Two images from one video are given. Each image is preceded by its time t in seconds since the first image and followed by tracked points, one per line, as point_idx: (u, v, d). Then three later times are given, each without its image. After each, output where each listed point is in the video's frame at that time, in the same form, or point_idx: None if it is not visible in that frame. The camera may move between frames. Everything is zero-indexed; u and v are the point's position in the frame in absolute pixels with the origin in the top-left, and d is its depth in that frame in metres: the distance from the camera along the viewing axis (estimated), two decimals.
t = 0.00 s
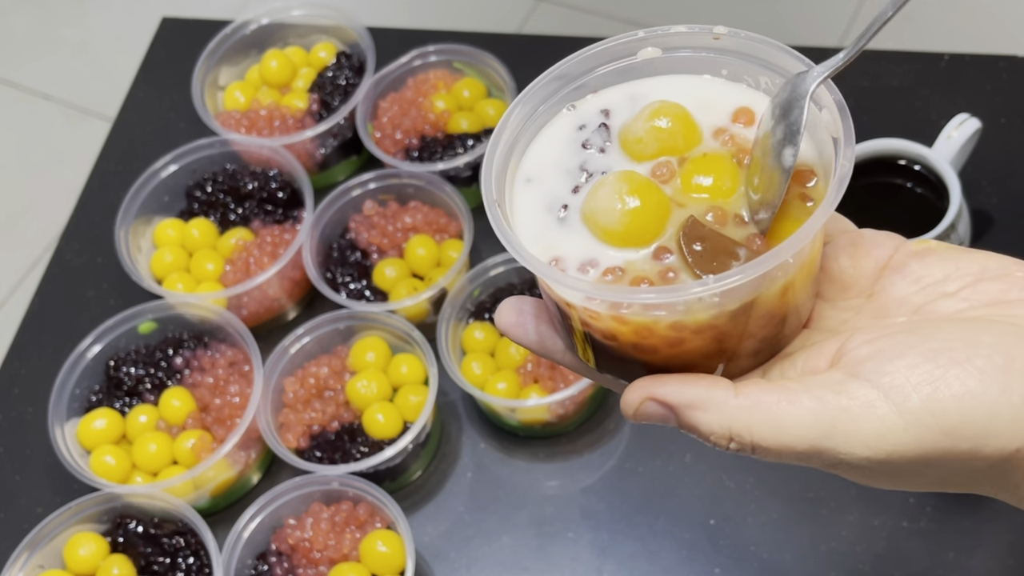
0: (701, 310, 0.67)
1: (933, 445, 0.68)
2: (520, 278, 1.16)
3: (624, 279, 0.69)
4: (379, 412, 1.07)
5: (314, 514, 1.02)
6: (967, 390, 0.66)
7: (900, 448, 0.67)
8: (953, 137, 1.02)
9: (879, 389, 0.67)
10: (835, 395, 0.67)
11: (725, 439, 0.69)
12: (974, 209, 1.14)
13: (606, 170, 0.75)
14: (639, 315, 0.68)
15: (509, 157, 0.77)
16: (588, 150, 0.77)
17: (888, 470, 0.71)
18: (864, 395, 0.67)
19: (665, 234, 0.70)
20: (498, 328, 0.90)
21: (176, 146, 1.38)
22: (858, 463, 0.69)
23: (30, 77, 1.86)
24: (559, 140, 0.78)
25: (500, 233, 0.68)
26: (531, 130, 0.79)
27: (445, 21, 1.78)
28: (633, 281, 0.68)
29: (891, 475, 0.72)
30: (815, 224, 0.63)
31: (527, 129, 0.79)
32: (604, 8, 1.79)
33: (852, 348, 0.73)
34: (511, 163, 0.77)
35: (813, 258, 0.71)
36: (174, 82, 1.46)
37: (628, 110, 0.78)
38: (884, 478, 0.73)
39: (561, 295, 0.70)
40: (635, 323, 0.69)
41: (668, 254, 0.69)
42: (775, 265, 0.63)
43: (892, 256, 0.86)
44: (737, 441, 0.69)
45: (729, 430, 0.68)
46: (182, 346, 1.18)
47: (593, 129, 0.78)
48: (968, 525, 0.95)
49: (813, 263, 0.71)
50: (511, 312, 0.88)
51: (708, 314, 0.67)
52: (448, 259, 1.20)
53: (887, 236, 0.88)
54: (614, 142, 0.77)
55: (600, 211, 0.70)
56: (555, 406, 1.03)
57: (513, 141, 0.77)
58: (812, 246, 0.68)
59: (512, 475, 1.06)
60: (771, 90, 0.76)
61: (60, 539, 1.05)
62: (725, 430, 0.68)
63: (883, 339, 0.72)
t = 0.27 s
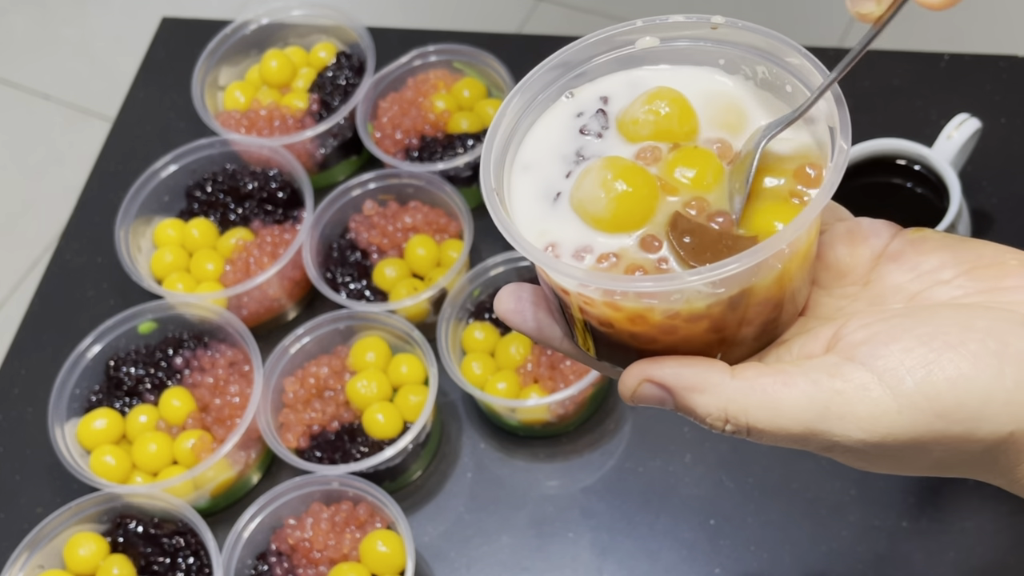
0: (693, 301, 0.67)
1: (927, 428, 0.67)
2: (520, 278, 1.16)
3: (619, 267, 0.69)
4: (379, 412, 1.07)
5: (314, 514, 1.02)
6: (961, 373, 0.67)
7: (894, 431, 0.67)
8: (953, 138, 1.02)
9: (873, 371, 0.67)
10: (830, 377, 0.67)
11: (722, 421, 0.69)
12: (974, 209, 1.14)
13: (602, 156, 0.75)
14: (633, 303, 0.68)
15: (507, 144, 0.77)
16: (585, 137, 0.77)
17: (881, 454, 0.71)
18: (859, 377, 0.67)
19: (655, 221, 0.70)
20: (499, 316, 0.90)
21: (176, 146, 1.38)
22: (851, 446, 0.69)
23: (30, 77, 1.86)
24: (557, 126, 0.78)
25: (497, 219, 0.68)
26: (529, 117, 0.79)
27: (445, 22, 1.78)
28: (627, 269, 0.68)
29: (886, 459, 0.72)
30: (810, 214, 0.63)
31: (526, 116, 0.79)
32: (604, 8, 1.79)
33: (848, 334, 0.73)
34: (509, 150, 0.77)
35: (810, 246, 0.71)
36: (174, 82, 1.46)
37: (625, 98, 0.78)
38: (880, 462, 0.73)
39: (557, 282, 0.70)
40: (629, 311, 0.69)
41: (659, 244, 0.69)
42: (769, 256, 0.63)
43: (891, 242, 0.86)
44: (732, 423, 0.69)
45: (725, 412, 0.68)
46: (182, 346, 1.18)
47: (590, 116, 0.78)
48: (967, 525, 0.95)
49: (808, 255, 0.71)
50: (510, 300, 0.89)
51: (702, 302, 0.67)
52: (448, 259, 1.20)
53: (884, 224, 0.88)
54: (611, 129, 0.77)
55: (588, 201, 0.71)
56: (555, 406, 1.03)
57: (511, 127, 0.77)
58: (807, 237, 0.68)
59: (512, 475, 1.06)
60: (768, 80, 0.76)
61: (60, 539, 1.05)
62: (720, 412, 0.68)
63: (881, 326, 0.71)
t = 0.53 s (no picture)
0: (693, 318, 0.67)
1: (927, 438, 0.68)
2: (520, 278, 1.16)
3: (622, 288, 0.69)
4: (379, 412, 1.07)
5: (314, 514, 1.02)
6: (958, 383, 0.67)
7: (891, 442, 0.67)
8: (953, 138, 1.02)
9: (872, 384, 0.67)
10: (829, 390, 0.67)
11: (723, 435, 0.69)
12: (974, 208, 1.14)
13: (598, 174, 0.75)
14: (638, 325, 0.68)
15: (506, 167, 0.77)
16: (582, 155, 0.77)
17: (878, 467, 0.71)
18: (857, 389, 0.67)
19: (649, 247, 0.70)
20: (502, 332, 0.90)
21: (176, 146, 1.38)
22: (848, 457, 0.69)
23: (30, 77, 1.86)
24: (554, 146, 0.78)
25: (498, 244, 0.68)
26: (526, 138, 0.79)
27: (444, 22, 1.78)
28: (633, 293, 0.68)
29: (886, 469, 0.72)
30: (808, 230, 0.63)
31: (525, 138, 0.79)
32: (604, 8, 1.79)
33: (846, 346, 0.73)
34: (508, 173, 0.77)
35: (808, 261, 0.71)
36: (174, 82, 1.46)
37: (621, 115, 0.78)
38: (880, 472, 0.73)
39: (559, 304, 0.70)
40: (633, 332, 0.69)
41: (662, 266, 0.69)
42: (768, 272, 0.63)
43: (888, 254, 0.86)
44: (734, 437, 0.68)
45: (726, 426, 0.68)
46: (182, 346, 1.18)
47: (586, 134, 0.78)
48: (968, 525, 0.95)
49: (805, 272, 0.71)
50: (511, 319, 0.88)
51: (706, 320, 0.67)
52: (448, 259, 1.20)
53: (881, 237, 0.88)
54: (607, 148, 0.77)
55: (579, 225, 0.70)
56: (555, 406, 1.03)
57: (509, 151, 0.77)
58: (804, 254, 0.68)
59: (512, 475, 1.06)
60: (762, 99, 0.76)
61: (60, 539, 1.05)
62: (722, 426, 0.68)
63: (880, 337, 0.71)
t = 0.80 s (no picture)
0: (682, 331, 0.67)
1: (909, 449, 0.68)
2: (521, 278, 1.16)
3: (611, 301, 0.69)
4: (379, 412, 1.07)
5: (314, 514, 1.02)
6: (940, 396, 0.67)
7: (876, 454, 0.67)
8: (953, 138, 1.02)
9: (855, 398, 0.67)
10: (814, 404, 0.67)
11: (711, 450, 0.69)
12: (973, 209, 1.14)
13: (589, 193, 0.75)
14: (628, 339, 0.68)
15: (498, 187, 0.77)
16: (574, 174, 0.77)
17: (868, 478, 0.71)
18: (841, 403, 0.67)
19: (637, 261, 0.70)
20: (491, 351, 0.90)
21: (177, 146, 1.38)
22: (836, 468, 0.69)
23: (30, 76, 1.86)
24: (545, 166, 0.78)
25: (493, 263, 0.68)
26: (518, 159, 0.79)
27: (445, 22, 1.78)
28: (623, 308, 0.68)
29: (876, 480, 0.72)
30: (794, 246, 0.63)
31: (516, 160, 0.79)
32: (605, 8, 1.79)
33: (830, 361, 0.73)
34: (500, 193, 0.77)
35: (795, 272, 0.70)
36: (175, 82, 1.46)
37: (612, 136, 0.79)
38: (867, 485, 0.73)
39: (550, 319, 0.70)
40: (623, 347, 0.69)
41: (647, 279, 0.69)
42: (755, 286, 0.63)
43: (870, 273, 0.87)
44: (721, 451, 0.68)
45: (713, 440, 0.67)
46: (182, 346, 1.18)
47: (577, 154, 0.78)
48: (967, 525, 0.95)
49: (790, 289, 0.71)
50: (504, 337, 0.88)
51: (695, 333, 0.67)
52: (448, 259, 1.20)
53: (863, 255, 0.88)
54: (598, 167, 0.77)
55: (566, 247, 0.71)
56: (555, 406, 1.03)
57: (501, 172, 0.77)
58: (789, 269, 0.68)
59: (512, 476, 1.06)
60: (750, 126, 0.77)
61: (60, 539, 1.05)
62: (709, 440, 0.68)
63: (861, 352, 0.72)
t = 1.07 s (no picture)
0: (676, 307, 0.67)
1: (902, 433, 0.68)
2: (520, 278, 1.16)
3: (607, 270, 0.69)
4: (379, 412, 1.07)
5: (314, 514, 1.02)
6: (933, 380, 0.67)
7: (870, 437, 0.67)
8: (953, 138, 1.02)
9: (850, 381, 0.67)
10: (808, 387, 0.67)
11: (705, 432, 0.69)
12: (973, 209, 1.14)
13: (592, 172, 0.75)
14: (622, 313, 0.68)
15: (501, 163, 0.77)
16: (577, 155, 0.77)
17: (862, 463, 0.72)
18: (836, 386, 0.67)
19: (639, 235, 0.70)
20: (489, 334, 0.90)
21: (177, 146, 1.38)
22: (828, 450, 0.69)
23: (29, 77, 1.86)
24: (549, 146, 0.78)
25: (491, 229, 0.68)
26: (522, 139, 0.79)
27: (445, 22, 1.78)
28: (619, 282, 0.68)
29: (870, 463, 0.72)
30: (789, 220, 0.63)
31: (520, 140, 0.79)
32: (605, 8, 1.79)
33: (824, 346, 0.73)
34: (503, 170, 0.77)
35: (792, 253, 0.70)
36: (174, 82, 1.46)
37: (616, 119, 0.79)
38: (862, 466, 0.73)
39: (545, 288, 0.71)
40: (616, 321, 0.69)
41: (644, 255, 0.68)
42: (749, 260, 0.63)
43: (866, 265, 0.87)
44: (715, 433, 0.68)
45: (708, 422, 0.67)
46: (182, 346, 1.18)
47: (581, 135, 0.78)
48: (967, 525, 0.95)
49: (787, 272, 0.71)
50: (501, 319, 0.89)
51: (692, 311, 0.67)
52: (448, 259, 1.20)
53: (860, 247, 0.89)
54: (602, 148, 0.77)
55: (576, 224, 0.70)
56: (555, 406, 1.03)
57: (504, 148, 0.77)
58: (785, 247, 0.68)
59: (512, 476, 1.06)
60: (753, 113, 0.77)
61: (60, 539, 1.05)
62: (704, 423, 0.68)
63: (854, 338, 0.72)
